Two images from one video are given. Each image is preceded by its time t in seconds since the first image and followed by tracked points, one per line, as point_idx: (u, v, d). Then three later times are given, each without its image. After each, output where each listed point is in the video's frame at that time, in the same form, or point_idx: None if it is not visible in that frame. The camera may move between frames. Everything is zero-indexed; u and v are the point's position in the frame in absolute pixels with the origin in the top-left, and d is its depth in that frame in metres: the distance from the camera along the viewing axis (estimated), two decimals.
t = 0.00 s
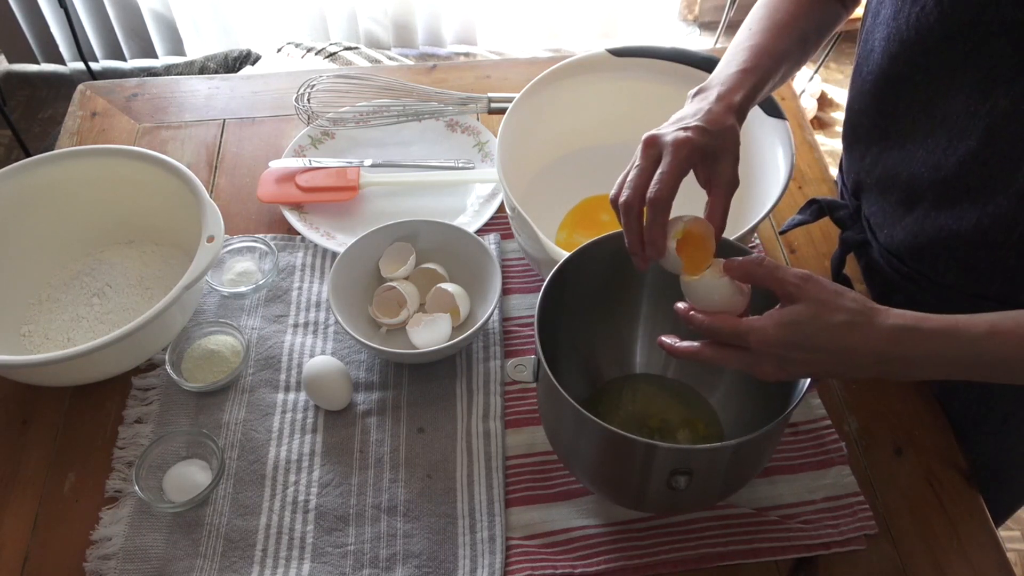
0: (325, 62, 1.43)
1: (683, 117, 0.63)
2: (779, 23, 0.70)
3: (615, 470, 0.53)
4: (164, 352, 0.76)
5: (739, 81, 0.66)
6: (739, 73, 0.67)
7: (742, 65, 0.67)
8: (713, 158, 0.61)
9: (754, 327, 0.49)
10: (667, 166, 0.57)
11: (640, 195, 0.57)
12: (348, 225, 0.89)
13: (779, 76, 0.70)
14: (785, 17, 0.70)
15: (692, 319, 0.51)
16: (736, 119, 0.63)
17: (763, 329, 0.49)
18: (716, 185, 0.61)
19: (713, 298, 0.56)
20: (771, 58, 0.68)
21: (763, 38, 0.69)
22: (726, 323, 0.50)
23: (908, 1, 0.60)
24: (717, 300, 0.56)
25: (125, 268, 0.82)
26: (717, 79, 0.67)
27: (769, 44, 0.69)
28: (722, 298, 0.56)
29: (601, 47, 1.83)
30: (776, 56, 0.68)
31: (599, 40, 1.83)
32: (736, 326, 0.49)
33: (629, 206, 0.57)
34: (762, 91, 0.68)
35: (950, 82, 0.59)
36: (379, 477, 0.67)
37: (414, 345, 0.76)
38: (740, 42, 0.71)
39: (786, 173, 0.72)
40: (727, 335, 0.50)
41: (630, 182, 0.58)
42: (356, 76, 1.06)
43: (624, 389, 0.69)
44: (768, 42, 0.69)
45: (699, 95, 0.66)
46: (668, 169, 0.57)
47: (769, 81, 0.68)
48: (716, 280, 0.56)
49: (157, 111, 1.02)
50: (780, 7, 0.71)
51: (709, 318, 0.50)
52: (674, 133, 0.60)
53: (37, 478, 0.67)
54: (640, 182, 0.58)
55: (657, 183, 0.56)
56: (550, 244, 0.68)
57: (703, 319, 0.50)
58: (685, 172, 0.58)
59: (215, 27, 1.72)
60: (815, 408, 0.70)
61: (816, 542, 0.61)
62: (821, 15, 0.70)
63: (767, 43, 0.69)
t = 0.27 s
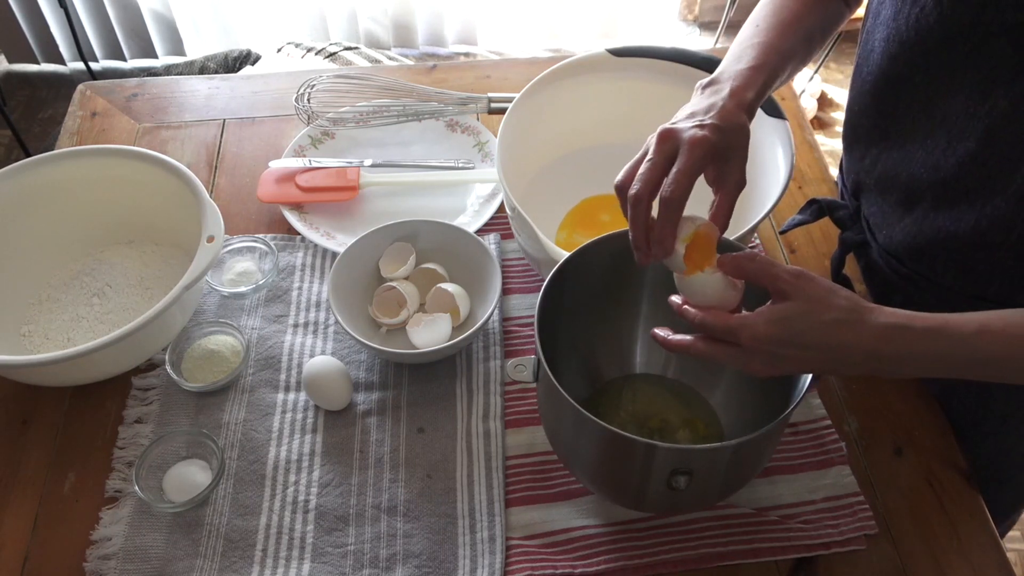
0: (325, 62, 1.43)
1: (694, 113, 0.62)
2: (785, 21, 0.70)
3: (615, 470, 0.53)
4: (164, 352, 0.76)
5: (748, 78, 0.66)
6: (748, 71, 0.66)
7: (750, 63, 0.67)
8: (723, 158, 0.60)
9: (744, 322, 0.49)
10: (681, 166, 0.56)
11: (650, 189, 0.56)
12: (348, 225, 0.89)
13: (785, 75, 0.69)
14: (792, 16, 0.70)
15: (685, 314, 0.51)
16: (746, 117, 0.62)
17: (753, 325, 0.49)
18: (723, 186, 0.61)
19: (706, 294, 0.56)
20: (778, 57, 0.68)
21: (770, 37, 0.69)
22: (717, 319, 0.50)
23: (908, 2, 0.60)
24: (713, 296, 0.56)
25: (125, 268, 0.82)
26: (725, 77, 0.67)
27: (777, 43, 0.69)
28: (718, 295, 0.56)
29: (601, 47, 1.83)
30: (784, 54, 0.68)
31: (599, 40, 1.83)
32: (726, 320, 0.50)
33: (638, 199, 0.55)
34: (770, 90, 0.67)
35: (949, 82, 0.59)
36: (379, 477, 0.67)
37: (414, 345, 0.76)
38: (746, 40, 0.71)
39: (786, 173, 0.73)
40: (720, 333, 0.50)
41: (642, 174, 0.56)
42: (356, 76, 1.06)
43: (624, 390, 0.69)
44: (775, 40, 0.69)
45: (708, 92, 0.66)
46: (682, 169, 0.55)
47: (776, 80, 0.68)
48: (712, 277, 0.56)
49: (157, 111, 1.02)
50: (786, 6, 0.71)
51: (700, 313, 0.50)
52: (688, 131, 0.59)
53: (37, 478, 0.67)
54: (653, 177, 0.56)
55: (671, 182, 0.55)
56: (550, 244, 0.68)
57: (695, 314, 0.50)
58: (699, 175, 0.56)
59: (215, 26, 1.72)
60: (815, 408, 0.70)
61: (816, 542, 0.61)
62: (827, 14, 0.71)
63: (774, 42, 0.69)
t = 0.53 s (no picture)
0: (325, 62, 1.43)
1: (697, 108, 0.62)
2: (787, 18, 0.70)
3: (615, 470, 0.53)
4: (164, 352, 0.76)
5: (751, 75, 0.66)
6: (749, 67, 0.67)
7: (752, 60, 0.67)
8: (725, 154, 0.60)
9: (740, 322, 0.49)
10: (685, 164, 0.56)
11: (652, 182, 0.56)
12: (348, 225, 0.89)
13: (786, 72, 0.70)
14: (793, 13, 0.70)
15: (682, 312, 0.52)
16: (750, 115, 0.63)
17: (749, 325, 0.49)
18: (722, 181, 0.61)
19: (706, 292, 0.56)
20: (780, 54, 0.68)
21: (772, 34, 0.69)
22: (713, 318, 0.50)
23: (910, 3, 0.60)
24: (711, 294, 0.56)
25: (125, 268, 0.82)
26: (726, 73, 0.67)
27: (778, 40, 0.69)
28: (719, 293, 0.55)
29: (601, 46, 1.83)
30: (785, 51, 0.68)
31: (599, 40, 1.83)
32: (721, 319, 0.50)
33: (640, 191, 0.55)
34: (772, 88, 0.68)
35: (951, 83, 0.59)
36: (379, 477, 0.67)
37: (414, 345, 0.76)
38: (748, 36, 0.71)
39: (786, 173, 0.72)
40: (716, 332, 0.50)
41: (644, 166, 0.57)
42: (356, 76, 1.06)
43: (624, 389, 0.69)
44: (777, 38, 0.69)
45: (710, 87, 0.66)
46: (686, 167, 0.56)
47: (777, 77, 0.68)
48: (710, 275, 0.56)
49: (156, 111, 1.02)
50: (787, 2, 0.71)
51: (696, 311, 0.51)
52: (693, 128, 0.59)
53: (37, 478, 0.67)
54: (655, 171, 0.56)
55: (673, 177, 0.55)
56: (550, 244, 0.68)
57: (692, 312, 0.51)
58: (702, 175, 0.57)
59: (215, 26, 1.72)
60: (815, 408, 0.70)
61: (816, 542, 0.61)
62: (828, 12, 0.71)
63: (775, 38, 0.69)
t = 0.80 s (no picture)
0: (325, 62, 1.43)
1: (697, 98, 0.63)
2: (786, 15, 0.70)
3: (615, 470, 0.53)
4: (164, 352, 0.76)
5: (748, 70, 0.66)
6: (744, 64, 0.66)
7: (750, 55, 0.67)
8: (724, 142, 0.61)
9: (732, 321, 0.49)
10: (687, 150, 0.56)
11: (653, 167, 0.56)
12: (348, 225, 0.89)
13: (783, 69, 0.69)
14: (792, 9, 0.70)
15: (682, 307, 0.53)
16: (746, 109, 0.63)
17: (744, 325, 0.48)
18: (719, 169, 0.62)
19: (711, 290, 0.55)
20: (778, 50, 0.68)
21: (768, 30, 0.69)
22: (709, 314, 0.50)
23: (911, 3, 0.60)
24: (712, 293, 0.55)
25: (125, 268, 0.82)
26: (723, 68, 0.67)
27: (776, 36, 0.69)
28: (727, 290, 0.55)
29: (601, 46, 1.83)
30: (783, 47, 0.68)
31: (599, 40, 1.83)
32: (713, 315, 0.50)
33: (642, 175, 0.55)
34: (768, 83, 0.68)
35: (952, 82, 0.59)
36: (379, 477, 0.67)
37: (414, 345, 0.76)
38: (746, 32, 0.70)
39: (786, 173, 0.72)
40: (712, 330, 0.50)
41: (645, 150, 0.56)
42: (356, 76, 1.06)
43: (624, 389, 0.69)
44: (775, 34, 0.69)
45: (708, 80, 0.66)
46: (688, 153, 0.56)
47: (774, 73, 0.68)
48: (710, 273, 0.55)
49: (156, 111, 1.02)
50: None
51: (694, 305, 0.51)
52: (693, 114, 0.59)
53: (37, 478, 0.67)
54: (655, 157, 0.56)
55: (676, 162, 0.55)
56: (550, 244, 0.68)
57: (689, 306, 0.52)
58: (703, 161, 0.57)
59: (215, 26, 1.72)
60: (815, 408, 0.70)
61: (816, 542, 0.61)
62: (827, 10, 0.71)
63: (771, 36, 0.68)
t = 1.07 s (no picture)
0: (325, 62, 1.43)
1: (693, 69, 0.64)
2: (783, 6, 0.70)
3: (615, 470, 0.53)
4: (164, 352, 0.76)
5: (736, 63, 0.66)
6: (733, 57, 0.67)
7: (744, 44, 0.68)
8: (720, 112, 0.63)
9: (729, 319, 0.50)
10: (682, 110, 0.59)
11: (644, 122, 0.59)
12: (348, 225, 0.89)
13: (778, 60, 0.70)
14: None
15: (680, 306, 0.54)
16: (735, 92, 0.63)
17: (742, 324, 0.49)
18: (712, 143, 0.62)
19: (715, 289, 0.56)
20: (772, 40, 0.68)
21: (762, 25, 0.69)
22: (707, 314, 0.51)
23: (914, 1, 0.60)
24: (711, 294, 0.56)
25: (125, 268, 0.82)
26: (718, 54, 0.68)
27: (772, 26, 0.69)
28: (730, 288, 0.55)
29: (601, 47, 1.83)
30: (773, 44, 0.69)
31: (599, 40, 1.83)
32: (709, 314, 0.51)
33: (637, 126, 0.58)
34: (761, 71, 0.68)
35: (953, 81, 0.59)
36: (379, 477, 0.67)
37: (414, 345, 0.76)
38: (743, 20, 0.71)
39: (786, 173, 0.73)
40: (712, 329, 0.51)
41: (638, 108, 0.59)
42: (356, 76, 1.06)
43: (624, 390, 0.69)
44: (770, 23, 0.69)
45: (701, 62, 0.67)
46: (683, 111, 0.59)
47: (767, 62, 0.69)
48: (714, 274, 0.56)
49: (156, 111, 1.02)
50: None
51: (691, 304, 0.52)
52: (690, 80, 0.61)
53: (37, 478, 0.67)
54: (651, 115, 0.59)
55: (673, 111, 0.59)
56: (550, 244, 0.68)
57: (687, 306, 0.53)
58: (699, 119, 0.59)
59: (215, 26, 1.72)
60: (815, 408, 0.70)
61: (816, 542, 0.61)
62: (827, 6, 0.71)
63: (764, 31, 0.69)
